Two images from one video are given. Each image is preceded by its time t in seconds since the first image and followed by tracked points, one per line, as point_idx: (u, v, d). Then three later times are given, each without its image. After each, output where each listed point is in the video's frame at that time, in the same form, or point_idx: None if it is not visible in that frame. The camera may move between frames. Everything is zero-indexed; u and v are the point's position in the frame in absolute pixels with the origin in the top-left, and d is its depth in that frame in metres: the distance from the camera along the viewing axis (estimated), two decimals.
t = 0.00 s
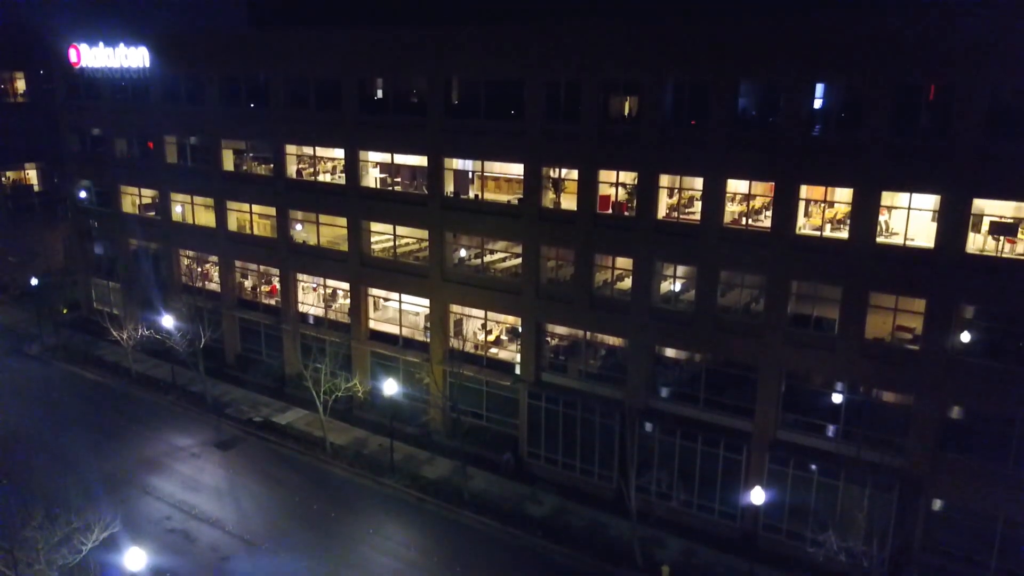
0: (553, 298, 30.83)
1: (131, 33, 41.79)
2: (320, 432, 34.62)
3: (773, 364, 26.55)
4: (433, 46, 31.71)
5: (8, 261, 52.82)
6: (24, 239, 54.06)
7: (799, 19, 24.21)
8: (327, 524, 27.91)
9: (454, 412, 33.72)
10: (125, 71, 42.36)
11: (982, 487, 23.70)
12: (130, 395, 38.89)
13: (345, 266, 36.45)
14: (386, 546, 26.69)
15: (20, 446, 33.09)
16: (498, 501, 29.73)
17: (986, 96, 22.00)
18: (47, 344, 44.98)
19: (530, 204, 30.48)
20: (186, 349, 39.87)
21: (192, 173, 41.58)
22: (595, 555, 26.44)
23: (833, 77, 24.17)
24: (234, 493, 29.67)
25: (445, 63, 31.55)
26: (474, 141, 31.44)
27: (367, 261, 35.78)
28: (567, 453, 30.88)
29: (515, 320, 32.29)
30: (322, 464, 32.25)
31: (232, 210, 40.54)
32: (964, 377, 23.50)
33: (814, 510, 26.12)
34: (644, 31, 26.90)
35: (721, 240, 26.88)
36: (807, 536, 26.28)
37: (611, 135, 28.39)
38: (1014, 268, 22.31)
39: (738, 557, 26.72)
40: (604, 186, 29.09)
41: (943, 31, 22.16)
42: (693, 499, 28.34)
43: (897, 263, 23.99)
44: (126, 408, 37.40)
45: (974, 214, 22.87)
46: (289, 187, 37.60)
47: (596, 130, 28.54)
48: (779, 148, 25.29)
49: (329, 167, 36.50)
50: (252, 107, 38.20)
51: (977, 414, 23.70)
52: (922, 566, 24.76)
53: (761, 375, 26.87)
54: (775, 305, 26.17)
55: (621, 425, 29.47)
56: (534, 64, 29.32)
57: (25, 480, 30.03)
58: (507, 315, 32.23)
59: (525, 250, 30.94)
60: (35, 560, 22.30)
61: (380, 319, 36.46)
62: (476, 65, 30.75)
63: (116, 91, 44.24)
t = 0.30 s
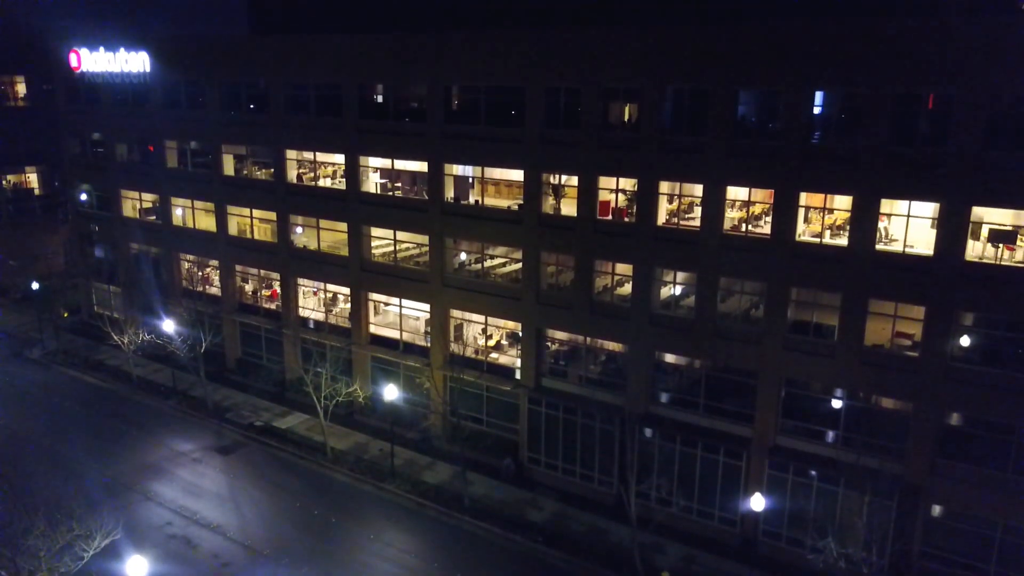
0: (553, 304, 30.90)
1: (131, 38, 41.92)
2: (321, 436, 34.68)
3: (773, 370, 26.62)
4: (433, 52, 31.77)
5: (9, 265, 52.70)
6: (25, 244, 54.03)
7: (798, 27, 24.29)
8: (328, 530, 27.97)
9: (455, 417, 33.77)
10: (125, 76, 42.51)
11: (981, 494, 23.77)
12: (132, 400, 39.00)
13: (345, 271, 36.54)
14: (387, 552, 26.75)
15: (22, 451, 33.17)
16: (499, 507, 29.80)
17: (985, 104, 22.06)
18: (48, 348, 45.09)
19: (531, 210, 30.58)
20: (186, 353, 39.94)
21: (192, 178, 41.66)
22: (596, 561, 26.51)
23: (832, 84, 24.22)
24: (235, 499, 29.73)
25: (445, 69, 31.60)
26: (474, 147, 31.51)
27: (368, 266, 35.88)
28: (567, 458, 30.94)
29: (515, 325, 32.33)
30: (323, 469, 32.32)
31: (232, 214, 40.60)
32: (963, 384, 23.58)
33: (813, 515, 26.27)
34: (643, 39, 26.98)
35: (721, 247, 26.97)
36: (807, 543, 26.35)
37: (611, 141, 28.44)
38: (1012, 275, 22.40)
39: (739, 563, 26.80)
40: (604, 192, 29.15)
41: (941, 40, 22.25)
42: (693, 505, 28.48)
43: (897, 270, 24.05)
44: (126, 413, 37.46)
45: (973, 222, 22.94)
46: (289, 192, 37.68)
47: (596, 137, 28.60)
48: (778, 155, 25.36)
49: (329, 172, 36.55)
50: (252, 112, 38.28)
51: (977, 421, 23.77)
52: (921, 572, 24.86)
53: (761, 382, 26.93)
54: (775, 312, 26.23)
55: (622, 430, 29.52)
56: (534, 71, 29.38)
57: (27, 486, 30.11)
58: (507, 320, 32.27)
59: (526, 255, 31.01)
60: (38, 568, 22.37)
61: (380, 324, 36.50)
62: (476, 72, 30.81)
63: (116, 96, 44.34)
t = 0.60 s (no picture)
0: (553, 305, 30.92)
1: (131, 40, 41.97)
2: (321, 438, 34.69)
3: (773, 372, 26.63)
4: (433, 54, 31.80)
5: (9, 265, 52.78)
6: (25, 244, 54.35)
7: (798, 29, 24.32)
8: (328, 531, 27.98)
9: (454, 418, 33.77)
10: (125, 77, 42.56)
11: (980, 496, 23.79)
12: (132, 401, 39.01)
13: (346, 272, 36.58)
14: (387, 554, 26.76)
15: (22, 453, 33.18)
16: (499, 508, 29.82)
17: (984, 107, 22.09)
18: (49, 349, 45.14)
19: (531, 212, 30.60)
20: (186, 355, 39.96)
21: (192, 179, 41.68)
22: (595, 563, 26.56)
23: (832, 87, 24.25)
24: (235, 500, 29.75)
25: (445, 71, 31.62)
26: (475, 149, 31.53)
27: (368, 267, 35.91)
28: (567, 460, 30.95)
29: (515, 326, 32.33)
30: (323, 471, 32.33)
31: (232, 216, 40.62)
32: (962, 387, 23.59)
33: (814, 517, 26.30)
34: (643, 41, 27.02)
35: (720, 249, 26.99)
36: (807, 544, 26.37)
37: (611, 143, 28.44)
38: (1012, 278, 22.42)
39: (738, 565, 26.82)
40: (603, 194, 29.16)
41: (941, 42, 22.28)
42: (693, 506, 28.51)
43: (897, 273, 24.06)
44: (126, 414, 37.47)
45: (972, 224, 22.94)
46: (289, 194, 37.70)
47: (596, 139, 28.60)
48: (778, 157, 25.39)
49: (329, 173, 36.54)
50: (252, 113, 38.32)
51: (976, 423, 23.78)
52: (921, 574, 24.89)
53: (761, 383, 26.94)
54: (775, 314, 26.25)
55: (621, 432, 29.52)
56: (534, 72, 29.40)
57: (27, 487, 30.15)
58: (507, 321, 32.29)
59: (526, 257, 31.02)
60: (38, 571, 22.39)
61: (380, 325, 36.52)
62: (476, 74, 30.83)
63: (116, 97, 44.37)
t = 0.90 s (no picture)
0: (553, 306, 30.92)
1: (131, 41, 42.02)
2: (321, 439, 34.69)
3: (773, 373, 26.65)
4: (433, 55, 31.82)
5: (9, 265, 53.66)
6: (24, 244, 54.59)
7: (798, 31, 24.33)
8: (328, 532, 27.98)
9: (454, 419, 33.77)
10: (125, 78, 42.61)
11: (981, 497, 23.79)
12: (132, 401, 39.03)
13: (346, 273, 36.59)
14: (387, 555, 26.76)
15: (22, 454, 33.23)
16: (499, 509, 29.83)
17: (984, 108, 22.13)
18: (49, 350, 45.20)
19: (531, 213, 30.60)
20: (187, 355, 39.99)
21: (192, 179, 41.70)
22: (596, 564, 26.57)
23: (832, 88, 24.28)
24: (235, 501, 29.75)
25: (445, 72, 31.65)
26: (475, 150, 31.55)
27: (368, 268, 35.93)
28: (567, 461, 30.96)
29: (515, 327, 32.35)
30: (324, 471, 32.34)
31: (232, 216, 40.64)
32: (962, 388, 23.61)
33: (813, 517, 26.32)
34: (643, 43, 27.05)
35: (721, 250, 26.99)
36: (807, 545, 26.39)
37: (611, 144, 28.46)
38: (1012, 279, 22.45)
39: (738, 566, 26.84)
40: (604, 195, 29.16)
41: (941, 44, 22.31)
42: (693, 507, 28.52)
43: (897, 274, 24.07)
44: (126, 414, 37.49)
45: (972, 225, 22.95)
46: (290, 195, 37.72)
47: (596, 140, 28.61)
48: (778, 158, 25.41)
49: (329, 174, 36.57)
50: (252, 114, 38.35)
51: (976, 424, 23.80)
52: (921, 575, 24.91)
53: (761, 384, 26.95)
54: (775, 314, 26.25)
55: (622, 433, 29.53)
56: (534, 73, 29.43)
57: (27, 488, 30.17)
58: (507, 322, 32.29)
59: (526, 257, 31.04)
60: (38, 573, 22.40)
61: (380, 325, 36.53)
62: (476, 75, 30.85)
63: (116, 98, 44.41)
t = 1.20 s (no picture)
0: (553, 307, 30.93)
1: (130, 41, 42.02)
2: (321, 439, 34.69)
3: (772, 374, 26.63)
4: (433, 55, 31.80)
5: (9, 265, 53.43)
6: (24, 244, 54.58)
7: (798, 31, 24.36)
8: (328, 533, 27.97)
9: (454, 419, 33.76)
10: (125, 78, 42.61)
11: (981, 498, 23.78)
12: (132, 402, 39.05)
13: (346, 273, 36.58)
14: (387, 556, 26.76)
15: (22, 454, 33.24)
16: (499, 509, 29.84)
17: (984, 109, 22.12)
18: (50, 350, 45.21)
19: (531, 213, 30.59)
20: (187, 356, 39.99)
21: (192, 179, 41.69)
22: (596, 564, 26.58)
23: (832, 89, 24.27)
24: (235, 501, 29.76)
25: (445, 72, 31.64)
26: (474, 150, 31.55)
27: (368, 268, 35.92)
28: (567, 461, 30.96)
29: (515, 327, 32.33)
30: (323, 472, 32.34)
31: (232, 217, 40.63)
32: (962, 389, 23.60)
33: (813, 517, 26.33)
34: (644, 43, 27.05)
35: (721, 250, 26.98)
36: (807, 545, 26.40)
37: (611, 144, 28.44)
38: (1012, 280, 22.44)
39: (738, 566, 26.84)
40: (604, 195, 29.15)
41: (941, 45, 22.34)
42: (693, 508, 28.51)
43: (897, 274, 24.06)
44: (127, 414, 37.51)
45: (972, 226, 22.95)
46: (289, 195, 37.72)
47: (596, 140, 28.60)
48: (778, 159, 25.40)
49: (329, 174, 36.57)
50: (252, 114, 38.34)
51: (977, 424, 23.79)
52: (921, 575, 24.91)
53: (761, 385, 26.93)
54: (775, 315, 26.23)
55: (621, 433, 29.52)
56: (534, 74, 29.41)
57: (28, 489, 30.19)
58: (507, 322, 32.28)
59: (526, 257, 31.03)
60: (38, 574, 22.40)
61: (380, 326, 36.54)
62: (476, 76, 30.84)
63: (116, 98, 44.41)
